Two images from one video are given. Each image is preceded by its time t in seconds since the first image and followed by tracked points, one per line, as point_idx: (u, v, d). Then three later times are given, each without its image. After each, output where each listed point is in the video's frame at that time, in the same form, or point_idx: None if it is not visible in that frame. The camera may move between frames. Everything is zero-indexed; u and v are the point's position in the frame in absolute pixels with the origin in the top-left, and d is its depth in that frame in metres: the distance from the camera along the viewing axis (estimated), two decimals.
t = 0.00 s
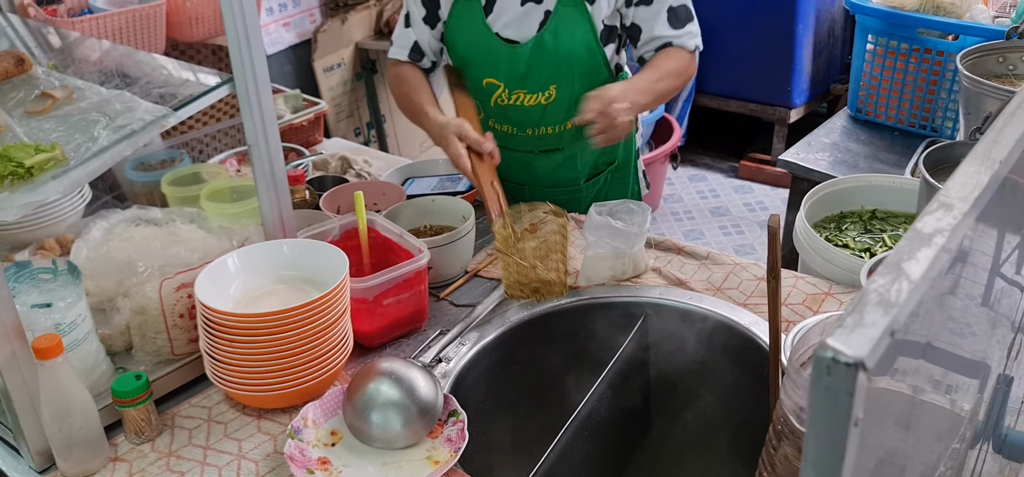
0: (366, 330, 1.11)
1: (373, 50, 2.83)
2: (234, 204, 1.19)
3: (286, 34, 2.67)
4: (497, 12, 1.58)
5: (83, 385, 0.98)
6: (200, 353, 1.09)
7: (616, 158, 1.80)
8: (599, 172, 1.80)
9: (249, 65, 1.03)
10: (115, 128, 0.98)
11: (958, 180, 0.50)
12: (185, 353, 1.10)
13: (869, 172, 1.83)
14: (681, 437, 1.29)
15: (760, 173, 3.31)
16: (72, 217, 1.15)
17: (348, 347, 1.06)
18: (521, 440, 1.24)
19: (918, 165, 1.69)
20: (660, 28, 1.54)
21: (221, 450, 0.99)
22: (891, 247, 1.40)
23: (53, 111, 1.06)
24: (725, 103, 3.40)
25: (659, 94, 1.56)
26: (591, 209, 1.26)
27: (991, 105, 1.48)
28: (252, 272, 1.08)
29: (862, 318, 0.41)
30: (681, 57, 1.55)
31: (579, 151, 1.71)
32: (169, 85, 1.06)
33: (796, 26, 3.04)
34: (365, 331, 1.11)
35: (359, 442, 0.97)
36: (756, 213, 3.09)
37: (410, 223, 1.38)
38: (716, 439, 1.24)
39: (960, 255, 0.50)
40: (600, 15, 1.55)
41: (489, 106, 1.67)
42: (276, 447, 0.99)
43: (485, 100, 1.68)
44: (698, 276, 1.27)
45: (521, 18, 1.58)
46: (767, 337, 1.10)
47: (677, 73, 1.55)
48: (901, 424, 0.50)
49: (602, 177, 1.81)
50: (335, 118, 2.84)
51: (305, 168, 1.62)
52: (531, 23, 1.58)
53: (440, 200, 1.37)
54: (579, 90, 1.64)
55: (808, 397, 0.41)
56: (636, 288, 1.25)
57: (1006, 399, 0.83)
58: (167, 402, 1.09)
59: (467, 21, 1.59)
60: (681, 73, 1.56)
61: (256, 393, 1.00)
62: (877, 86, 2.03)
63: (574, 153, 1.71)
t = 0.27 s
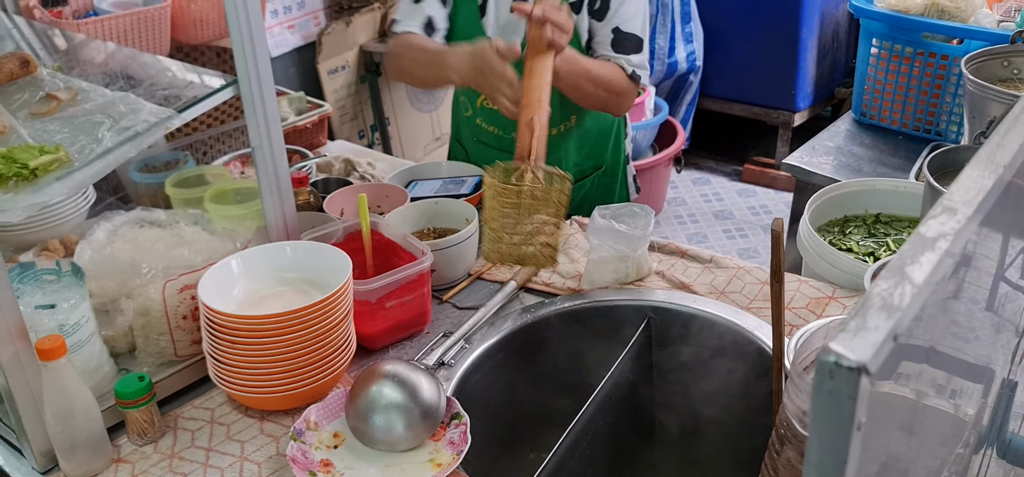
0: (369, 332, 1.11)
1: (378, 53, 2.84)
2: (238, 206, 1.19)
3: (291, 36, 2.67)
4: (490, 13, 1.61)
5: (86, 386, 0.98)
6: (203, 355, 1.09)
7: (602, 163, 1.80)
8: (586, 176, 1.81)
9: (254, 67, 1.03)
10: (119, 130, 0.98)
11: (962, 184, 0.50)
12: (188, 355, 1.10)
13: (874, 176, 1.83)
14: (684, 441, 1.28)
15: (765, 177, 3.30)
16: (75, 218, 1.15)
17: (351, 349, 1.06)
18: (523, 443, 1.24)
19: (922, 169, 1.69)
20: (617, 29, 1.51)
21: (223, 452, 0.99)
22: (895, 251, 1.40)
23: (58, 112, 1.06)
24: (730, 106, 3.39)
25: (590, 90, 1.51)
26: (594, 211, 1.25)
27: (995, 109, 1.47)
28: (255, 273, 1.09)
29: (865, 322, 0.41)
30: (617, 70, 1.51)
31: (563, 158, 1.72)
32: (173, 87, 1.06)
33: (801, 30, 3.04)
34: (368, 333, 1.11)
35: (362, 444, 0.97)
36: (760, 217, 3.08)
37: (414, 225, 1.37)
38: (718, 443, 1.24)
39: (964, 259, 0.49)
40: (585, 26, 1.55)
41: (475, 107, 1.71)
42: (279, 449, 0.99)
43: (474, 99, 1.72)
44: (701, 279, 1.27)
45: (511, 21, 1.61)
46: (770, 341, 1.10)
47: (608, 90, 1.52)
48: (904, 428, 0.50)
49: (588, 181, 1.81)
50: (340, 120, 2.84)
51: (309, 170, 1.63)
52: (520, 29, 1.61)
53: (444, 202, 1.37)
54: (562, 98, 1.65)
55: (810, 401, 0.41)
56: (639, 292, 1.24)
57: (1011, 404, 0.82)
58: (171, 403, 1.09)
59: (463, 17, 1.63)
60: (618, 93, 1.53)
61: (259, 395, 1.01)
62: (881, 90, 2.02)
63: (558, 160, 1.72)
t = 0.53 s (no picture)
0: (373, 334, 1.11)
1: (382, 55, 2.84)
2: (242, 207, 1.19)
3: (295, 39, 2.63)
4: (426, 32, 1.66)
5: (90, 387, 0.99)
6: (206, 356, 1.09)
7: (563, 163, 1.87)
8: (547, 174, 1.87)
9: (259, 69, 1.03)
10: (124, 131, 0.98)
11: (969, 189, 0.49)
12: (192, 356, 1.10)
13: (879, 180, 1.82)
14: (688, 445, 1.28)
15: (769, 180, 3.30)
16: (80, 220, 1.14)
17: (354, 351, 1.06)
18: (526, 446, 1.24)
19: (928, 173, 1.68)
20: None
21: (226, 454, 0.99)
22: (900, 255, 1.40)
23: (63, 114, 1.06)
24: (734, 109, 3.39)
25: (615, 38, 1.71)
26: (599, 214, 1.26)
27: (1002, 113, 1.47)
28: (259, 275, 1.09)
29: (871, 327, 0.40)
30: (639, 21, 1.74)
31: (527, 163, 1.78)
32: (177, 89, 1.07)
33: (806, 34, 3.04)
34: (372, 335, 1.11)
35: (365, 446, 0.97)
36: (765, 220, 3.08)
37: (419, 227, 1.37)
38: (722, 447, 1.24)
39: (971, 264, 0.49)
40: (525, 43, 1.61)
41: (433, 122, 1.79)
42: (282, 451, 0.99)
43: (429, 117, 1.79)
44: (705, 283, 1.26)
45: (450, 41, 1.66)
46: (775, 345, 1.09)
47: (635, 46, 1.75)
48: (910, 434, 0.50)
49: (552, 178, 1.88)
50: (344, 122, 2.85)
51: (313, 172, 1.63)
52: (461, 49, 1.66)
53: (448, 204, 1.37)
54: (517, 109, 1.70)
55: (815, 406, 0.40)
56: (643, 295, 1.24)
57: (1018, 409, 0.82)
58: (174, 404, 1.09)
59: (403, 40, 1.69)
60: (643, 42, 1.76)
61: (263, 397, 1.01)
62: (886, 93, 2.02)
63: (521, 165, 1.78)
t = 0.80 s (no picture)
0: (377, 336, 1.11)
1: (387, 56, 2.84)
2: (247, 208, 1.18)
3: (301, 40, 2.68)
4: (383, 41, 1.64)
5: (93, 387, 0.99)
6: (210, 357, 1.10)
7: (530, 137, 1.81)
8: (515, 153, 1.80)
9: (264, 70, 1.03)
10: (129, 132, 0.98)
11: (978, 192, 0.49)
12: (195, 357, 1.11)
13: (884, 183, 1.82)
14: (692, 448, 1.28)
15: (774, 183, 3.29)
16: (82, 221, 1.10)
17: (358, 352, 1.06)
18: (530, 449, 1.23)
19: (933, 176, 1.68)
20: None
21: (230, 455, 0.99)
22: (906, 258, 1.39)
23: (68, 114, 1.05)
24: (739, 112, 3.39)
25: None
26: (603, 216, 1.26)
27: (1008, 116, 1.46)
28: (264, 276, 1.08)
29: (881, 331, 0.40)
30: None
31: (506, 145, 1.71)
32: (182, 89, 1.07)
33: (810, 37, 3.04)
34: (376, 337, 1.10)
35: (368, 448, 0.96)
36: (769, 223, 3.07)
37: (422, 229, 1.37)
38: (727, 451, 1.23)
39: (981, 268, 0.49)
40: (486, 29, 1.61)
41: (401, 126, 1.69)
42: (286, 453, 0.99)
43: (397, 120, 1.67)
44: (710, 285, 1.26)
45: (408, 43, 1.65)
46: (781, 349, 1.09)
47: None
48: (919, 439, 0.49)
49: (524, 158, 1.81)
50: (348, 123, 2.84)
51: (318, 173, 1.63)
52: (422, 48, 1.65)
53: (452, 206, 1.37)
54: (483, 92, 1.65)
55: (825, 410, 0.40)
56: (648, 297, 1.24)
57: None
58: (178, 405, 1.09)
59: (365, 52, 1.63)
60: None
61: (267, 398, 1.00)
62: (892, 96, 2.01)
63: (500, 150, 1.70)
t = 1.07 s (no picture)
0: (380, 338, 1.11)
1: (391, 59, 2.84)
2: (252, 210, 1.18)
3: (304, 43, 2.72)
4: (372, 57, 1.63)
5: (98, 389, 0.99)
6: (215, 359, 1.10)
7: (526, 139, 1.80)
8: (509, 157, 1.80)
9: (269, 73, 1.04)
10: (134, 134, 0.98)
11: (984, 197, 0.49)
12: (200, 359, 1.11)
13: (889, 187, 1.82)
14: (695, 452, 1.27)
15: (778, 187, 3.29)
16: (89, 222, 1.09)
17: (362, 355, 1.06)
18: (533, 452, 1.23)
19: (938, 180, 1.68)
20: None
21: (234, 457, 0.99)
22: (910, 263, 1.39)
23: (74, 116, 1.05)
24: (743, 116, 3.39)
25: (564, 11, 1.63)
26: (607, 219, 1.26)
27: (1014, 121, 1.46)
28: (268, 279, 1.09)
29: (886, 336, 0.40)
30: None
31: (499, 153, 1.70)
32: (187, 92, 1.07)
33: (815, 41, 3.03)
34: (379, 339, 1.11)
35: (372, 450, 0.96)
36: (773, 227, 3.07)
37: (426, 232, 1.37)
38: (730, 455, 1.23)
39: (986, 273, 0.49)
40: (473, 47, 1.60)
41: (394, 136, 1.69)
42: (289, 455, 0.99)
43: (387, 130, 1.69)
44: (714, 289, 1.26)
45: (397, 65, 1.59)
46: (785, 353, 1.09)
47: (582, 19, 1.69)
48: (923, 444, 0.49)
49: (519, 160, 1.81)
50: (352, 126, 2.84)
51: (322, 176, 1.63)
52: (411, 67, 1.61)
53: (456, 209, 1.37)
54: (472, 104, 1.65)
55: (830, 415, 0.40)
56: (653, 301, 1.24)
57: None
58: (182, 407, 1.09)
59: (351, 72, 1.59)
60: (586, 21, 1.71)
61: (271, 401, 1.01)
62: (896, 101, 2.01)
63: (495, 156, 1.70)
